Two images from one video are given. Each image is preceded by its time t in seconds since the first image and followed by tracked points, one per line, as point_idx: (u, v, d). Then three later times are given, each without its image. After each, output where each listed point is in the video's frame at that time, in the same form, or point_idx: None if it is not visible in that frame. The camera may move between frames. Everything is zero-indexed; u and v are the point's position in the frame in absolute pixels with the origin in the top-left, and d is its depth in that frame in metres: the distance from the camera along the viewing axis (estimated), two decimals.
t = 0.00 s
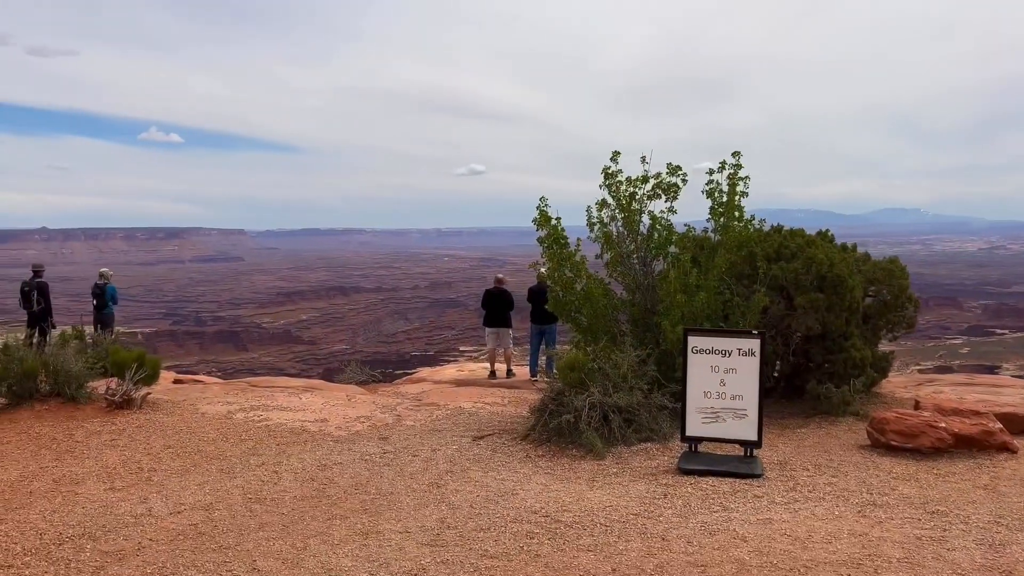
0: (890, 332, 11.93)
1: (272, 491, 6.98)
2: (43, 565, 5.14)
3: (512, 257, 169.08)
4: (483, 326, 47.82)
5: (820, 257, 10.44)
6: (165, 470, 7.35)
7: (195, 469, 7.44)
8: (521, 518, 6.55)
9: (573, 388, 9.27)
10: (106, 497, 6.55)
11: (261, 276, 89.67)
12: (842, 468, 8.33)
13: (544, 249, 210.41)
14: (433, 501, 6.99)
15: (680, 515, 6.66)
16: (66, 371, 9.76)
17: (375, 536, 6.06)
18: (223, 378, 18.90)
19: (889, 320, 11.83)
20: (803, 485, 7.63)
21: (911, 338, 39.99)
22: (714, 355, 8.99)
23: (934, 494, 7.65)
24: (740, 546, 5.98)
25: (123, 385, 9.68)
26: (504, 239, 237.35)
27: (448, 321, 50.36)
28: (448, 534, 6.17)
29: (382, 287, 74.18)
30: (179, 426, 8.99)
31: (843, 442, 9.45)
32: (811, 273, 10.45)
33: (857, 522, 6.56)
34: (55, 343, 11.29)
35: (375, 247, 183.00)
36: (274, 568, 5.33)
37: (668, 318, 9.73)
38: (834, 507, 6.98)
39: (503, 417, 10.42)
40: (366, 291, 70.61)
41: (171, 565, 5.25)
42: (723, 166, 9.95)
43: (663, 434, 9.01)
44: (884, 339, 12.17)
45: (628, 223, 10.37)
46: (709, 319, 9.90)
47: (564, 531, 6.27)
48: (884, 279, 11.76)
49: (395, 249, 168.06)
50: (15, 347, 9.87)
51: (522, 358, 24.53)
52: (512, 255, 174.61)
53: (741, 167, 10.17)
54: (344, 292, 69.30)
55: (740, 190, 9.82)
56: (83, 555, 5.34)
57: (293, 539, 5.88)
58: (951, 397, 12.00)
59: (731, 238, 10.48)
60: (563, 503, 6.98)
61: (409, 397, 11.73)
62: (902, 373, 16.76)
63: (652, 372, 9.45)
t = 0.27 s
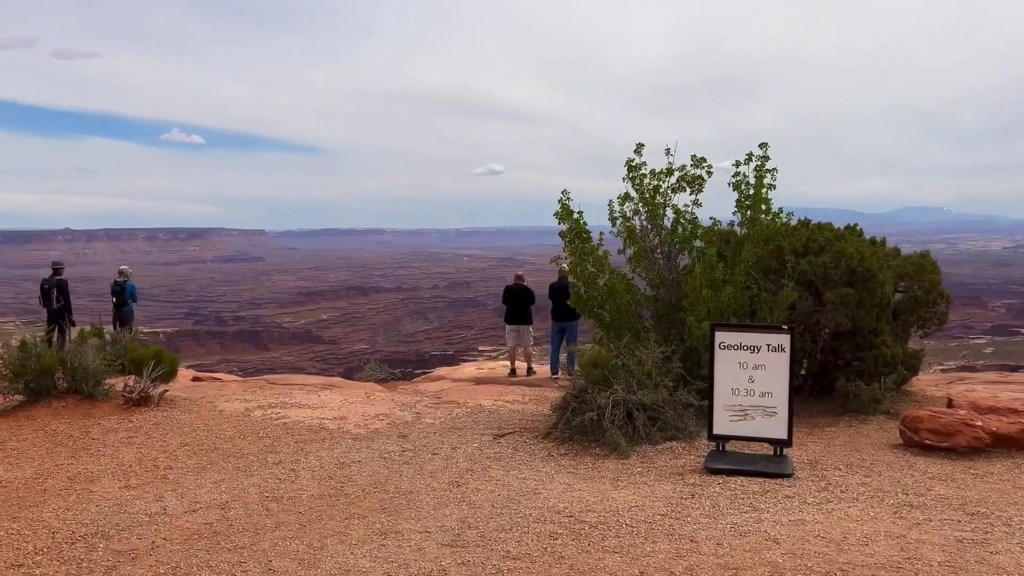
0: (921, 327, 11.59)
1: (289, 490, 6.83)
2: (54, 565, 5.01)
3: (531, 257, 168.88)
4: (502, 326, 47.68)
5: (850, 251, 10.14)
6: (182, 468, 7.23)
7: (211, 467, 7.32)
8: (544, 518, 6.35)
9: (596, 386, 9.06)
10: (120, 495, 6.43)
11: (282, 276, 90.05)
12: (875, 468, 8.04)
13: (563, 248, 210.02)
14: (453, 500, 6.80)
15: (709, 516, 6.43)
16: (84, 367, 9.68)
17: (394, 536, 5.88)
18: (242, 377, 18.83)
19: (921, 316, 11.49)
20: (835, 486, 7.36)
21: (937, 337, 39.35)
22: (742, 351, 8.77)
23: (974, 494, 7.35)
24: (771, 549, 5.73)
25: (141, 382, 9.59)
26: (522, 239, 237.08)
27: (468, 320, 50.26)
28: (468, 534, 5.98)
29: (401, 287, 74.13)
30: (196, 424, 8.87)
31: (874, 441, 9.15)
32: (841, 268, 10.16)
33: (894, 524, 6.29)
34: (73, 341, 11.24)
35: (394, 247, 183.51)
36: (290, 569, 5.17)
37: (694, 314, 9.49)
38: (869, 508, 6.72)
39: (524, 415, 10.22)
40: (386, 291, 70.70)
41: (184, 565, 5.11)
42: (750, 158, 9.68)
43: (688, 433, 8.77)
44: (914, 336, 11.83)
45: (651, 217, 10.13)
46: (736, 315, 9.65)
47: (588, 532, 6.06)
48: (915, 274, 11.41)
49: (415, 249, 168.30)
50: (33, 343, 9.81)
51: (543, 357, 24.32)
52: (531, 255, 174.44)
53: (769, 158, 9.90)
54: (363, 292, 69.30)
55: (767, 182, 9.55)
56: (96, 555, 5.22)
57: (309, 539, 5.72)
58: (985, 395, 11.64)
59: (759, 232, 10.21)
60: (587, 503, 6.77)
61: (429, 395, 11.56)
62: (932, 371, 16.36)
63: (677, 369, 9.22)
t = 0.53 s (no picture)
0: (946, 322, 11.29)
1: (301, 485, 6.63)
2: (57, 562, 4.83)
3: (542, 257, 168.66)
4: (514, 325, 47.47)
5: (875, 241, 9.86)
6: (191, 463, 7.06)
7: (221, 462, 7.14)
8: (564, 515, 6.12)
9: (615, 379, 8.83)
10: (128, 491, 6.26)
11: (294, 276, 90.13)
12: (905, 464, 7.77)
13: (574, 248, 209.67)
14: (469, 496, 6.58)
15: (735, 512, 6.19)
16: (92, 362, 9.55)
17: (409, 533, 5.67)
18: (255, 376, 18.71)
19: (947, 308, 11.19)
20: (865, 481, 7.10)
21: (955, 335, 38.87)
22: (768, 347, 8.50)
23: (1010, 490, 7.05)
24: (803, 546, 5.48)
25: (150, 377, 9.44)
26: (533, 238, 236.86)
27: (479, 319, 50.08)
28: (486, 531, 5.76)
29: (412, 287, 74.00)
30: (207, 419, 8.71)
31: (902, 436, 8.87)
32: (866, 259, 9.88)
33: (930, 521, 6.02)
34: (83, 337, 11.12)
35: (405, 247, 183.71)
36: (302, 566, 4.96)
37: (715, 306, 9.24)
38: (902, 504, 6.46)
39: (540, 410, 9.99)
40: (397, 291, 70.66)
41: (192, 562, 4.91)
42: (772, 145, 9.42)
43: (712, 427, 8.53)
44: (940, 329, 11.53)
45: (671, 208, 9.88)
46: (758, 307, 9.39)
47: (611, 528, 5.83)
48: (941, 265, 11.12)
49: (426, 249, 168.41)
50: (42, 337, 9.69)
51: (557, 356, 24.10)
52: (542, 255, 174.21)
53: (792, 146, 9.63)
54: (375, 291, 69.21)
55: (791, 170, 9.28)
56: (101, 551, 5.04)
57: (322, 535, 5.52)
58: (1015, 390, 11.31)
59: (781, 222, 9.95)
60: (608, 499, 6.54)
61: (443, 391, 11.36)
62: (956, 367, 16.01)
63: (698, 362, 8.98)
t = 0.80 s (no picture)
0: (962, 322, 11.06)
1: (303, 491, 6.43)
2: (50, 571, 4.64)
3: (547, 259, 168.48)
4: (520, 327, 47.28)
5: (892, 240, 9.64)
6: (190, 468, 6.87)
7: (221, 466, 6.95)
8: (576, 521, 5.91)
9: (626, 381, 8.61)
10: (125, 496, 6.07)
11: (299, 279, 90.11)
12: (926, 468, 7.53)
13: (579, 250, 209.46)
14: (477, 502, 6.37)
15: (753, 519, 5.97)
16: (92, 364, 9.38)
17: (415, 541, 5.46)
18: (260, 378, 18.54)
19: (963, 308, 10.95)
20: (886, 486, 6.87)
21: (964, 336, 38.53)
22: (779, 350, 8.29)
23: None
24: (825, 555, 5.26)
25: (151, 379, 9.26)
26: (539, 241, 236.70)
27: (485, 322, 49.89)
28: (495, 539, 5.55)
29: (418, 289, 73.84)
30: (208, 422, 8.52)
31: (921, 440, 8.63)
32: (882, 258, 9.65)
33: (956, 528, 5.80)
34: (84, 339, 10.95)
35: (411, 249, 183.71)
36: None
37: (728, 305, 9.02)
38: (927, 510, 6.23)
39: (548, 413, 9.78)
40: (403, 293, 70.53)
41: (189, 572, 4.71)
42: (786, 141, 9.21)
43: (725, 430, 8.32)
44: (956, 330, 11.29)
45: (681, 206, 9.66)
46: (772, 307, 9.17)
47: (624, 536, 5.62)
48: (958, 264, 10.88)
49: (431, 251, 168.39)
50: (42, 338, 9.53)
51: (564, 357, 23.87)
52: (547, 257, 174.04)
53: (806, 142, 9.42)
54: (380, 294, 69.12)
55: (805, 167, 9.07)
56: (95, 560, 4.84)
57: (325, 543, 5.32)
58: None
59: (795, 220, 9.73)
60: (621, 505, 6.33)
61: (448, 393, 11.15)
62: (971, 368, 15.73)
63: (711, 364, 8.77)
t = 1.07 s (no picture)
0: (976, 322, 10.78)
1: (298, 497, 6.18)
2: None
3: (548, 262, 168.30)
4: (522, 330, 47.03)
5: (905, 238, 9.38)
6: (182, 473, 6.63)
7: (214, 472, 6.70)
8: (582, 530, 5.65)
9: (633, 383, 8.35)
10: (113, 504, 5.82)
11: (301, 281, 89.95)
12: (945, 474, 7.27)
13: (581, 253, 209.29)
14: (479, 509, 6.11)
15: (768, 528, 5.71)
16: (85, 366, 9.14)
17: (415, 551, 5.20)
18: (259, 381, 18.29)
19: (978, 308, 10.67)
20: (905, 493, 6.60)
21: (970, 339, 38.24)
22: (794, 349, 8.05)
23: None
24: (846, 567, 5.00)
25: (145, 381, 9.01)
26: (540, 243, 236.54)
27: (487, 324, 49.67)
28: (498, 549, 5.29)
29: (419, 292, 73.63)
30: (202, 425, 8.27)
31: (938, 444, 8.36)
32: (896, 256, 9.39)
33: (982, 538, 5.53)
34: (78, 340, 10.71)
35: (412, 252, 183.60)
36: None
37: (738, 306, 8.76)
38: (949, 519, 5.96)
39: (552, 416, 9.52)
40: (405, 296, 70.31)
41: None
42: (796, 137, 8.96)
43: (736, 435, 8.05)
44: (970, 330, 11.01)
45: (688, 203, 9.40)
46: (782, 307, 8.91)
47: (633, 546, 5.36)
48: (972, 263, 10.60)
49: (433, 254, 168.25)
50: (34, 340, 9.29)
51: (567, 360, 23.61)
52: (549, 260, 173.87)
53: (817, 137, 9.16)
54: (382, 297, 68.92)
55: (817, 162, 8.81)
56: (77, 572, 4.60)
57: (319, 553, 5.06)
58: None
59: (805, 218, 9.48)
60: (629, 513, 6.07)
61: (449, 396, 10.90)
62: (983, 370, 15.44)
63: (720, 366, 8.51)
